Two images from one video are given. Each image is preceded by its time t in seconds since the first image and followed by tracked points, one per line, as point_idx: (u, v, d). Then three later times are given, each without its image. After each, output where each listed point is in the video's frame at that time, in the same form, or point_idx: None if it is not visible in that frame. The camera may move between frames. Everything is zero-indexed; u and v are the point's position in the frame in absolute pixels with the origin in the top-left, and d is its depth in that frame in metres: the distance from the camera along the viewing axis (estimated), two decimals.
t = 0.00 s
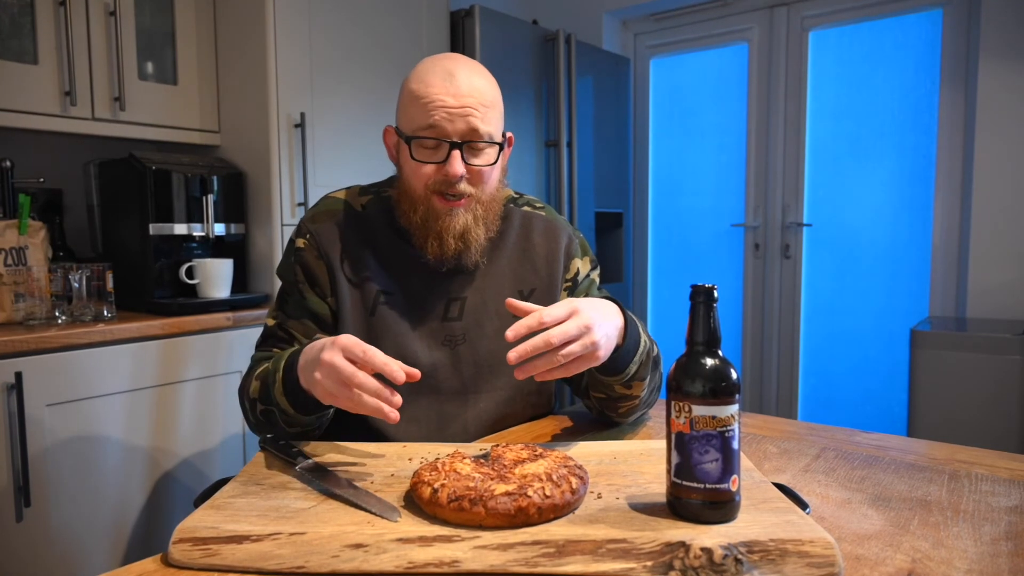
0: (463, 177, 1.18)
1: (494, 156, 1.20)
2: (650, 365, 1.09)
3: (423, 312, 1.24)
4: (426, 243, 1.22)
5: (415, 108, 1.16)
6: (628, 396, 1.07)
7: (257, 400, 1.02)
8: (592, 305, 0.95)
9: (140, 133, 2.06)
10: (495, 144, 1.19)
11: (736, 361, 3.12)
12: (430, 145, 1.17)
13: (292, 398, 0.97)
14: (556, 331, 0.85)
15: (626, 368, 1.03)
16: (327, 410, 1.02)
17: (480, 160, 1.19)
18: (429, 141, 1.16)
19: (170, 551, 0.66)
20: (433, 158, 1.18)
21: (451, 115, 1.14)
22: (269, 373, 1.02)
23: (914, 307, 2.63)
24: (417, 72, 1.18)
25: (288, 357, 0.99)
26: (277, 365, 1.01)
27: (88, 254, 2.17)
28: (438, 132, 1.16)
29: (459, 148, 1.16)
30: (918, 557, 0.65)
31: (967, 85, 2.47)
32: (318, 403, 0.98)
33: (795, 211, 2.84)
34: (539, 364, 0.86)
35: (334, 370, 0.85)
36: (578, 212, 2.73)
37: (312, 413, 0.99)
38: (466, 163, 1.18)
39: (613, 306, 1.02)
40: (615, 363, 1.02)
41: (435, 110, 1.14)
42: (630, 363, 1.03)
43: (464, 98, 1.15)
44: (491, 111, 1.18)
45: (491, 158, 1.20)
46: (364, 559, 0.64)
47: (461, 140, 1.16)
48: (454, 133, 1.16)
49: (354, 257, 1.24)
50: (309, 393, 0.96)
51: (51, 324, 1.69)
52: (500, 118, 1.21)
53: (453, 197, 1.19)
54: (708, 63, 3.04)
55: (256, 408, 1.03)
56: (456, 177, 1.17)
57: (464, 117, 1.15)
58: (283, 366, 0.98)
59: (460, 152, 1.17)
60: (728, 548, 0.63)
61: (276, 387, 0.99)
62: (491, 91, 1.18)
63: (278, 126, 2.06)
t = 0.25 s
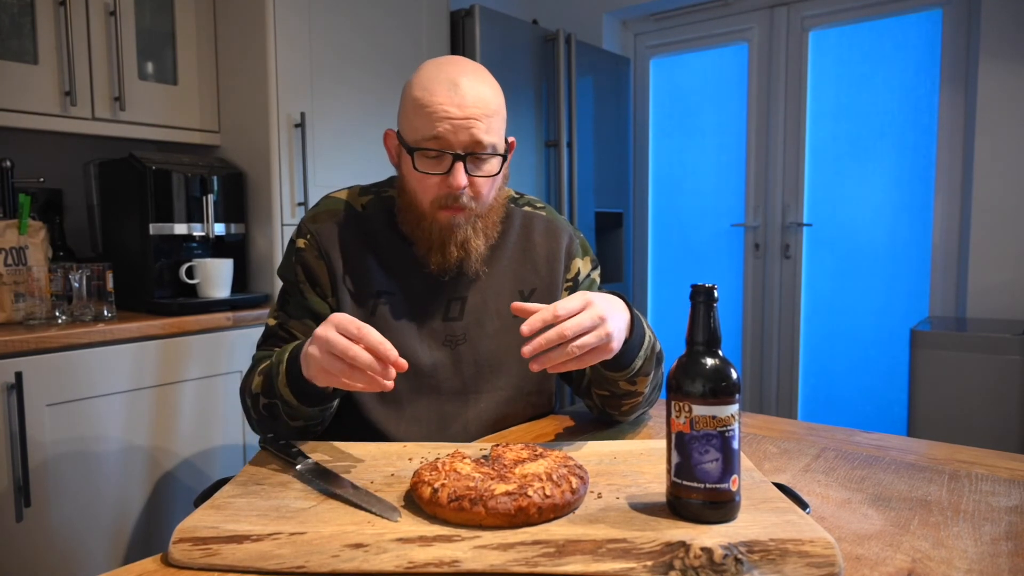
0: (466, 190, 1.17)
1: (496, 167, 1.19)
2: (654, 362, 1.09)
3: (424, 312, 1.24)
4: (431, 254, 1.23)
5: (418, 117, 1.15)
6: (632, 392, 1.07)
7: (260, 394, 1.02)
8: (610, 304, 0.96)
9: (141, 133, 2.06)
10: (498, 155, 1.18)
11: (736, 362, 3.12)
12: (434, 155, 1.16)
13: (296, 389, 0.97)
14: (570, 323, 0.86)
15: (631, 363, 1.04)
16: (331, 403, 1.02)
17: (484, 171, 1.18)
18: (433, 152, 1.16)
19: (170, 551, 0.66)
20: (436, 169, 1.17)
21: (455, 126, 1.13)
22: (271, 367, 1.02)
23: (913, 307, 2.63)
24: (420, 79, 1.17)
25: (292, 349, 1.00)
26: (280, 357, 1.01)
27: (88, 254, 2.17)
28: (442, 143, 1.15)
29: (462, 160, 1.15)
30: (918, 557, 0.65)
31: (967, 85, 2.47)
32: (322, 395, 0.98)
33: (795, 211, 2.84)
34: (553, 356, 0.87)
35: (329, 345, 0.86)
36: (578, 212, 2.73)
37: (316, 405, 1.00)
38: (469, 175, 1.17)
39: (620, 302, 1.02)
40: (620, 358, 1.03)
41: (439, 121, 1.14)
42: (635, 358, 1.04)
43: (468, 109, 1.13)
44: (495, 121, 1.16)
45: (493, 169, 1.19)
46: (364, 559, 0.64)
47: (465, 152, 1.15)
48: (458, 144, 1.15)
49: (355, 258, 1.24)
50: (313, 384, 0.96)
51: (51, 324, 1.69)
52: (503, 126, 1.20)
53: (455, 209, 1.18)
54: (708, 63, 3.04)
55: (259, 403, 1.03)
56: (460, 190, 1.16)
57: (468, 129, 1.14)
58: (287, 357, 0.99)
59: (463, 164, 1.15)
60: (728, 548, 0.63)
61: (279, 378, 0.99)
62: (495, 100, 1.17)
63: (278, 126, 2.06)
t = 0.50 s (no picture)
0: (466, 184, 1.18)
1: (496, 163, 1.20)
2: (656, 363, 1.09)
3: (423, 313, 1.23)
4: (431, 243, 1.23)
5: (419, 109, 1.16)
6: (634, 392, 1.07)
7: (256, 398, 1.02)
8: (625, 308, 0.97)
9: (140, 133, 2.06)
10: (498, 151, 1.19)
11: (736, 361, 3.12)
12: (434, 150, 1.17)
13: (292, 392, 0.97)
14: (581, 317, 0.87)
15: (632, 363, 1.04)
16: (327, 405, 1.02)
17: (484, 166, 1.19)
18: (433, 146, 1.16)
19: (171, 551, 0.66)
20: (436, 164, 1.17)
21: (456, 120, 1.14)
22: (268, 369, 1.02)
23: (914, 307, 2.63)
24: (421, 73, 1.17)
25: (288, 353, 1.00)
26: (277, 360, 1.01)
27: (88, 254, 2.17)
28: (442, 137, 1.15)
29: (463, 155, 1.16)
30: (918, 557, 0.65)
31: (967, 85, 2.47)
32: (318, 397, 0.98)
33: (795, 211, 2.84)
34: (563, 348, 0.87)
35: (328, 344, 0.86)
36: (578, 212, 2.73)
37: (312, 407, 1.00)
38: (469, 169, 1.18)
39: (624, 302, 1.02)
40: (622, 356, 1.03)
41: (440, 115, 1.14)
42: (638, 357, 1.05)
43: (469, 103, 1.15)
44: (494, 117, 1.18)
45: (494, 165, 1.20)
46: (364, 559, 0.64)
47: (466, 147, 1.16)
48: (458, 139, 1.16)
49: (353, 261, 1.24)
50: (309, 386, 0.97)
51: (52, 324, 1.69)
52: (502, 122, 1.21)
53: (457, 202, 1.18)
54: (708, 63, 3.04)
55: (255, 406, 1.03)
56: (460, 184, 1.17)
57: (468, 123, 1.15)
58: (283, 360, 0.99)
59: (464, 159, 1.17)
60: (728, 548, 0.63)
61: (274, 382, 0.99)
62: (495, 96, 1.18)
63: (278, 127, 2.06)
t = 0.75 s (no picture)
0: (452, 174, 1.17)
1: (483, 156, 1.20)
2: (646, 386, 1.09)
3: (420, 316, 1.23)
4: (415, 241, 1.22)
5: (406, 99, 1.16)
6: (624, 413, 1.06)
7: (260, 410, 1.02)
8: (565, 331, 0.96)
9: (140, 133, 2.06)
10: (485, 144, 1.19)
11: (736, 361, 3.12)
12: (419, 139, 1.17)
13: (298, 411, 0.97)
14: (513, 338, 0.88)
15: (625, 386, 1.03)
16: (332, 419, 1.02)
17: (470, 158, 1.19)
18: (418, 136, 1.16)
19: (171, 552, 0.66)
20: (422, 154, 1.17)
21: (442, 109, 1.14)
22: (271, 384, 1.02)
23: (914, 307, 2.63)
24: (411, 65, 1.18)
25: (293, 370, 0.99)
26: (280, 377, 1.01)
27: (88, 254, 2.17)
28: (427, 125, 1.15)
29: (448, 143, 1.16)
30: (919, 557, 0.65)
31: (968, 85, 2.47)
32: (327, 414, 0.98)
33: (795, 211, 2.84)
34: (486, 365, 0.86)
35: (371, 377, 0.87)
36: (578, 212, 2.73)
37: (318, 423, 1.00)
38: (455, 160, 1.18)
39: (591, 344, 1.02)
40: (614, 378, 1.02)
41: (425, 103, 1.14)
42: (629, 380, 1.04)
43: (455, 93, 1.15)
44: (481, 109, 1.17)
45: (480, 158, 1.19)
46: (364, 559, 0.64)
47: (450, 135, 1.16)
48: (442, 128, 1.15)
49: (350, 266, 1.25)
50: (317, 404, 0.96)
51: (52, 324, 1.69)
52: (493, 117, 1.21)
53: (441, 193, 1.18)
54: (708, 63, 3.04)
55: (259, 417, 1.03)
56: (445, 174, 1.16)
57: (453, 112, 1.14)
58: (287, 379, 0.98)
59: (449, 148, 1.16)
60: (728, 548, 0.63)
61: (279, 399, 0.99)
62: (484, 89, 1.18)
63: (278, 126, 2.06)
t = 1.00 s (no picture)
0: (454, 170, 1.18)
1: (485, 152, 1.20)
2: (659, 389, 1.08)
3: (421, 313, 1.23)
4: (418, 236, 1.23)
5: (408, 96, 1.17)
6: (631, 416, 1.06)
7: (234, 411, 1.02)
8: (604, 321, 0.95)
9: (140, 133, 2.06)
10: (486, 140, 1.20)
11: (736, 361, 3.12)
12: (422, 135, 1.17)
13: (263, 404, 0.98)
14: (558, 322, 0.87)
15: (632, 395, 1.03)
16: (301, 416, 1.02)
17: (472, 154, 1.19)
18: (421, 132, 1.17)
19: (170, 551, 0.66)
20: (425, 149, 1.18)
21: (443, 105, 1.15)
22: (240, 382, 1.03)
23: (914, 307, 2.63)
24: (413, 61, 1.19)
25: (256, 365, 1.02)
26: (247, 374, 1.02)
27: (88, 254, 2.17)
28: (429, 121, 1.16)
29: (450, 140, 1.17)
30: (918, 557, 0.65)
31: (968, 85, 2.47)
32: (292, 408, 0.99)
33: (795, 211, 2.84)
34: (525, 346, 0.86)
35: (307, 365, 0.85)
36: (578, 212, 2.73)
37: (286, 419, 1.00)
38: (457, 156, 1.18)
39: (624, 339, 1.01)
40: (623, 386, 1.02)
41: (427, 99, 1.15)
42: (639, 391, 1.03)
43: (456, 89, 1.15)
44: (482, 105, 1.18)
45: (482, 154, 1.20)
46: (364, 559, 0.64)
47: (453, 132, 1.17)
48: (444, 124, 1.16)
49: (351, 261, 1.25)
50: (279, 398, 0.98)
51: (52, 324, 1.69)
52: (494, 113, 1.22)
53: (443, 189, 1.18)
54: (708, 63, 3.05)
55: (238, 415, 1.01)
56: (447, 169, 1.17)
57: (454, 109, 1.15)
58: (252, 372, 1.01)
59: (451, 144, 1.17)
60: (728, 548, 0.63)
61: (245, 395, 1.00)
62: (485, 86, 1.19)
63: (278, 126, 2.06)
